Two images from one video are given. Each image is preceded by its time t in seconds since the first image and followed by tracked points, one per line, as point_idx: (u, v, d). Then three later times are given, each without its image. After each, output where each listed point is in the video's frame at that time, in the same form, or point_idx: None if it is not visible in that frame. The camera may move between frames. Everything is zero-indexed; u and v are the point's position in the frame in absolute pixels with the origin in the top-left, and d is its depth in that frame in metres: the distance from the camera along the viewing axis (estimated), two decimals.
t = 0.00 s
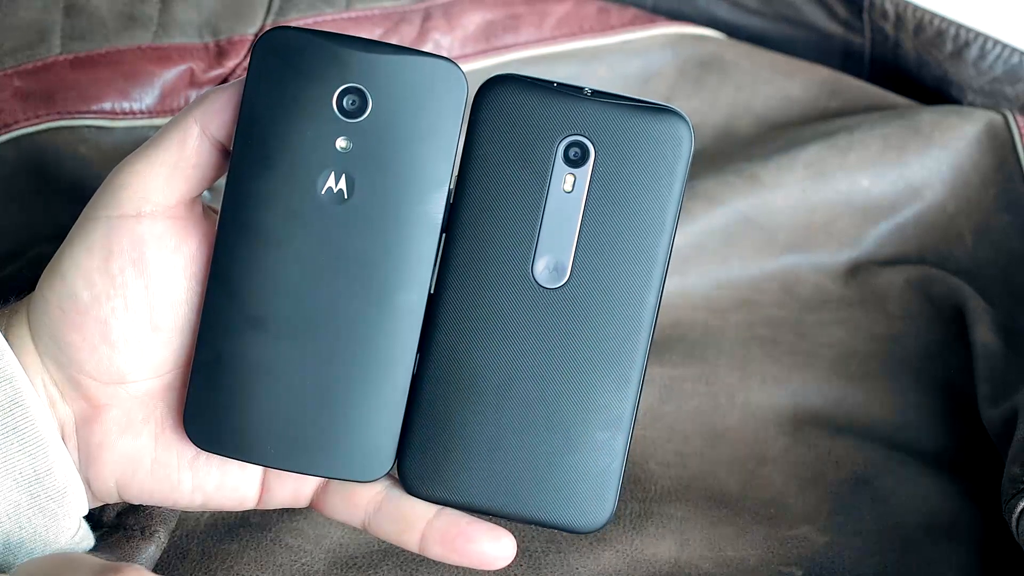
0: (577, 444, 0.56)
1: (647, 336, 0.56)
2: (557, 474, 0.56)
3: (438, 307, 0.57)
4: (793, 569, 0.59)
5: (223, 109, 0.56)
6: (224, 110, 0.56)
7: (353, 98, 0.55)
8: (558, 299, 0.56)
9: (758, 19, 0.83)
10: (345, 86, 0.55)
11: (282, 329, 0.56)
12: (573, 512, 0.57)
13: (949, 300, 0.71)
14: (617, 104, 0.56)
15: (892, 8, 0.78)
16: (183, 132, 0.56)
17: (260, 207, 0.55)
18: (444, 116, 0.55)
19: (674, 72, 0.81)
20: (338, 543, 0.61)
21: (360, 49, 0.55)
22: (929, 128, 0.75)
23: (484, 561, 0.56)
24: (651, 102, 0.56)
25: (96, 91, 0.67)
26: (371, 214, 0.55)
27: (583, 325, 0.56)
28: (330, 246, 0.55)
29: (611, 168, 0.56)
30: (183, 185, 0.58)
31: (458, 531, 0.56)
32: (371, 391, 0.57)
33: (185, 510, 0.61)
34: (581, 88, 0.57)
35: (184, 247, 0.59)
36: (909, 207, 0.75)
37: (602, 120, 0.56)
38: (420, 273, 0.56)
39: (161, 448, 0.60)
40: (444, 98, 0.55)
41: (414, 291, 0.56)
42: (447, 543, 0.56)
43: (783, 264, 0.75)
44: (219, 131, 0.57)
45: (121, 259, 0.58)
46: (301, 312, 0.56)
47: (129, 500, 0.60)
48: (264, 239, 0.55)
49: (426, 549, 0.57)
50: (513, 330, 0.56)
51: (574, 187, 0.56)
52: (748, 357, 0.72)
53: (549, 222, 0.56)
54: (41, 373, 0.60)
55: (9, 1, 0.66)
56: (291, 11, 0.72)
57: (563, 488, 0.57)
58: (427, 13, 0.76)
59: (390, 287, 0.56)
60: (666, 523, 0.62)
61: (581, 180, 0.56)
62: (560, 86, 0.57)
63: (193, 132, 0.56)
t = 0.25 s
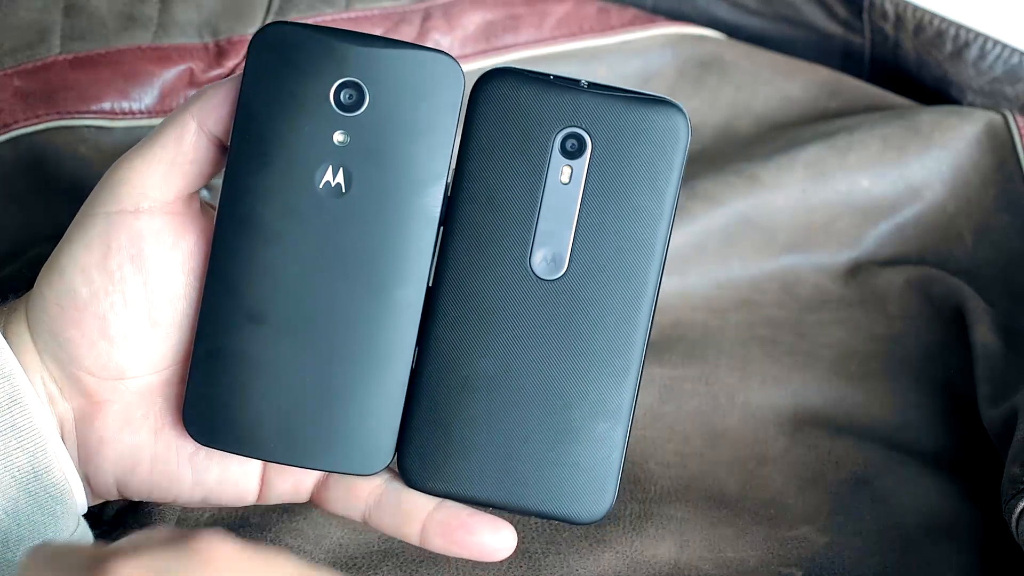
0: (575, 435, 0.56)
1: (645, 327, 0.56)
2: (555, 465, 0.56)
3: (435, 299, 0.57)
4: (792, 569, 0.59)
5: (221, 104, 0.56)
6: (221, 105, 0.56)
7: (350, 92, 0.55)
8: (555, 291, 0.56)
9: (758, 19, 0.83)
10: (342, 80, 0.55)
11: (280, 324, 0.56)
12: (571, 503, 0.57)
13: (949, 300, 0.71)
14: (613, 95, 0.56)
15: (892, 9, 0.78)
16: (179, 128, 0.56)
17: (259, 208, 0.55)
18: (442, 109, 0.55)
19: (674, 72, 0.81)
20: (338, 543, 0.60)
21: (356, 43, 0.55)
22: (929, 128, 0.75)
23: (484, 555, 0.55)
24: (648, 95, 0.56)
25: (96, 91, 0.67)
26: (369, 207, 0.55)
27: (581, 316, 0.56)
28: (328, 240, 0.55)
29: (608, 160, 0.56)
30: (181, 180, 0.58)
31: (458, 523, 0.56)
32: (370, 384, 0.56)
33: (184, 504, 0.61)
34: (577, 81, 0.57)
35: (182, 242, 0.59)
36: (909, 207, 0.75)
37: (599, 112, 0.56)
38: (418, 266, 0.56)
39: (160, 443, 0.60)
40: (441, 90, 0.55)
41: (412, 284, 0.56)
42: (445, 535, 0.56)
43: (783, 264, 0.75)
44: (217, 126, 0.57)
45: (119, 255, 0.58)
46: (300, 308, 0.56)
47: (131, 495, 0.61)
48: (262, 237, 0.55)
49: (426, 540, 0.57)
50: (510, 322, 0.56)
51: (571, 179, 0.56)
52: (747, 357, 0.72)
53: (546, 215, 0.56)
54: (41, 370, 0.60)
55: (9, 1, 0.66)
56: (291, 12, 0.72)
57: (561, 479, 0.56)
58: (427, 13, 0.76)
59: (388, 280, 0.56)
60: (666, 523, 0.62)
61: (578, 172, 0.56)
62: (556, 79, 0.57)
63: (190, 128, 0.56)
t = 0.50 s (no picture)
0: (573, 423, 0.56)
1: (642, 315, 0.56)
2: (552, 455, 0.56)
3: (430, 289, 0.57)
4: (790, 569, 0.58)
5: (215, 96, 0.56)
6: (217, 98, 0.56)
7: (344, 83, 0.55)
8: (551, 280, 0.56)
9: (758, 19, 0.83)
10: (337, 72, 0.55)
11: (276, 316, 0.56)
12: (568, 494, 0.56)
13: (949, 301, 0.71)
14: (608, 83, 0.56)
15: (892, 9, 0.78)
16: (175, 121, 0.56)
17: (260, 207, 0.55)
18: (436, 99, 0.55)
19: (674, 72, 0.81)
20: (339, 543, 0.60)
21: (350, 34, 0.55)
22: (929, 128, 0.75)
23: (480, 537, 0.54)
24: (643, 82, 0.56)
25: (96, 90, 0.67)
26: (365, 197, 0.56)
27: (578, 305, 0.56)
28: (324, 230, 0.56)
29: (604, 148, 0.56)
30: (177, 174, 0.58)
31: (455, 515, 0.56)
32: (365, 374, 0.56)
33: (183, 499, 0.62)
34: (572, 70, 0.57)
35: (179, 236, 0.59)
36: (909, 207, 0.75)
37: (594, 100, 0.56)
38: (414, 257, 0.56)
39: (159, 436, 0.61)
40: (435, 80, 0.55)
41: (408, 275, 0.56)
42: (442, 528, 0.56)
43: (783, 264, 0.75)
44: (212, 120, 0.57)
45: (116, 250, 0.58)
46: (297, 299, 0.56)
47: (129, 490, 0.61)
48: (258, 233, 0.55)
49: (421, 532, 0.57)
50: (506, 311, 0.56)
51: (566, 168, 0.55)
52: (747, 358, 0.72)
53: (542, 205, 0.56)
54: (37, 367, 0.59)
55: (10, 1, 0.66)
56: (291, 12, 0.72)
57: (559, 471, 0.56)
58: (426, 13, 0.76)
59: (384, 271, 0.56)
60: (665, 524, 0.61)
61: (573, 161, 0.55)
62: (551, 68, 0.56)
63: (186, 122, 0.56)
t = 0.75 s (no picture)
0: (566, 416, 0.56)
1: (634, 307, 0.56)
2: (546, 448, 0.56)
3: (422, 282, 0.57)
4: (790, 569, 0.58)
5: (206, 93, 0.56)
6: (207, 96, 0.56)
7: (335, 79, 0.55)
8: (542, 273, 0.56)
9: (758, 19, 0.83)
10: (327, 67, 0.54)
11: (267, 312, 0.56)
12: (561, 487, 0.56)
13: (949, 301, 0.71)
14: (598, 75, 0.55)
15: (892, 9, 0.78)
16: (165, 118, 0.56)
17: (259, 207, 0.55)
18: (427, 93, 0.55)
19: (674, 72, 0.81)
20: (338, 543, 0.61)
21: (339, 29, 0.54)
22: (929, 128, 0.75)
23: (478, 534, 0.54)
24: (632, 74, 0.56)
25: (96, 90, 0.67)
26: (356, 192, 0.55)
27: (569, 297, 0.56)
28: (315, 225, 0.55)
29: (594, 141, 0.55)
30: (168, 171, 0.57)
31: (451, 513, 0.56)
32: (356, 369, 0.56)
33: (178, 497, 0.62)
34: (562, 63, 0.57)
35: (171, 234, 0.59)
36: (909, 207, 0.75)
37: (584, 92, 0.55)
38: (405, 250, 0.56)
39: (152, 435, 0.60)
40: (425, 73, 0.55)
41: (399, 269, 0.56)
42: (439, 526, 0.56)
43: (783, 264, 0.75)
44: (202, 117, 0.57)
45: (107, 248, 0.57)
46: (290, 296, 0.56)
47: (124, 488, 0.61)
48: (257, 232, 0.55)
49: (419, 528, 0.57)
50: (498, 304, 0.56)
51: (557, 161, 0.55)
52: (747, 358, 0.72)
53: (534, 198, 0.56)
54: (32, 365, 0.59)
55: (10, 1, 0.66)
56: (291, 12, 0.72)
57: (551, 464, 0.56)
58: (427, 13, 0.76)
59: (376, 264, 0.56)
60: (665, 524, 0.61)
61: (564, 154, 0.55)
62: (541, 61, 0.56)
63: (176, 119, 0.56)
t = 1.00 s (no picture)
0: (567, 423, 0.56)
1: (636, 314, 0.56)
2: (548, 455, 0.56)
3: (424, 289, 0.57)
4: (791, 569, 0.58)
5: (209, 95, 0.56)
6: (209, 97, 0.56)
7: (337, 83, 0.55)
8: (545, 280, 0.56)
9: (758, 19, 0.83)
10: (329, 71, 0.55)
11: (269, 316, 0.56)
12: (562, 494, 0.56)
13: (949, 300, 0.71)
14: (602, 82, 0.55)
15: (892, 9, 0.78)
16: (168, 120, 0.56)
17: (259, 207, 0.55)
18: (430, 98, 0.55)
19: (674, 72, 0.81)
20: (338, 543, 0.61)
21: (342, 33, 0.54)
22: (929, 128, 0.75)
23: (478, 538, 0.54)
24: (636, 81, 0.56)
25: (96, 90, 0.67)
26: (358, 197, 0.55)
27: (571, 305, 0.56)
28: (317, 230, 0.55)
29: (597, 148, 0.55)
30: (170, 172, 0.58)
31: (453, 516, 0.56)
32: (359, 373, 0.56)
33: (178, 500, 0.62)
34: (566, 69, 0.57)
35: (173, 236, 0.59)
36: (909, 207, 0.75)
37: (587, 99, 0.55)
38: (408, 255, 0.56)
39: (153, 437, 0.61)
40: (429, 79, 0.55)
41: (402, 273, 0.56)
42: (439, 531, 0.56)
43: (783, 264, 0.75)
44: (205, 118, 0.57)
45: (108, 249, 0.57)
46: (292, 300, 0.56)
47: (123, 489, 0.61)
48: (257, 232, 0.55)
49: (419, 531, 0.57)
50: (500, 312, 0.56)
51: (560, 167, 0.55)
52: (747, 358, 0.72)
53: (536, 204, 0.56)
54: (32, 366, 0.59)
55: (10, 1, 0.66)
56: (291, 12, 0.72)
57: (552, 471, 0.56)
58: (427, 13, 0.76)
59: (379, 270, 0.56)
60: (666, 524, 0.61)
61: (567, 160, 0.55)
62: (544, 67, 0.56)
63: (179, 120, 0.56)
